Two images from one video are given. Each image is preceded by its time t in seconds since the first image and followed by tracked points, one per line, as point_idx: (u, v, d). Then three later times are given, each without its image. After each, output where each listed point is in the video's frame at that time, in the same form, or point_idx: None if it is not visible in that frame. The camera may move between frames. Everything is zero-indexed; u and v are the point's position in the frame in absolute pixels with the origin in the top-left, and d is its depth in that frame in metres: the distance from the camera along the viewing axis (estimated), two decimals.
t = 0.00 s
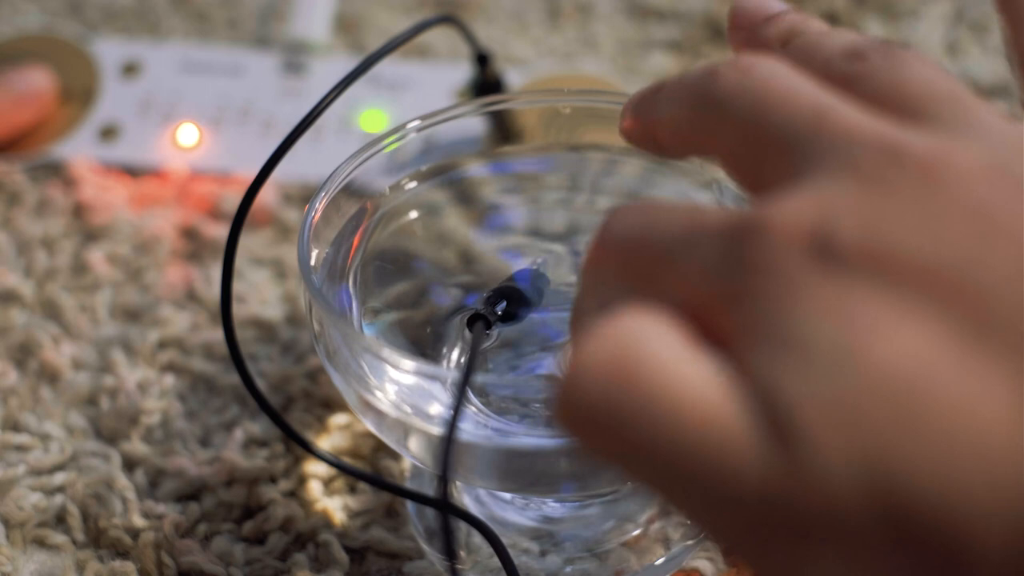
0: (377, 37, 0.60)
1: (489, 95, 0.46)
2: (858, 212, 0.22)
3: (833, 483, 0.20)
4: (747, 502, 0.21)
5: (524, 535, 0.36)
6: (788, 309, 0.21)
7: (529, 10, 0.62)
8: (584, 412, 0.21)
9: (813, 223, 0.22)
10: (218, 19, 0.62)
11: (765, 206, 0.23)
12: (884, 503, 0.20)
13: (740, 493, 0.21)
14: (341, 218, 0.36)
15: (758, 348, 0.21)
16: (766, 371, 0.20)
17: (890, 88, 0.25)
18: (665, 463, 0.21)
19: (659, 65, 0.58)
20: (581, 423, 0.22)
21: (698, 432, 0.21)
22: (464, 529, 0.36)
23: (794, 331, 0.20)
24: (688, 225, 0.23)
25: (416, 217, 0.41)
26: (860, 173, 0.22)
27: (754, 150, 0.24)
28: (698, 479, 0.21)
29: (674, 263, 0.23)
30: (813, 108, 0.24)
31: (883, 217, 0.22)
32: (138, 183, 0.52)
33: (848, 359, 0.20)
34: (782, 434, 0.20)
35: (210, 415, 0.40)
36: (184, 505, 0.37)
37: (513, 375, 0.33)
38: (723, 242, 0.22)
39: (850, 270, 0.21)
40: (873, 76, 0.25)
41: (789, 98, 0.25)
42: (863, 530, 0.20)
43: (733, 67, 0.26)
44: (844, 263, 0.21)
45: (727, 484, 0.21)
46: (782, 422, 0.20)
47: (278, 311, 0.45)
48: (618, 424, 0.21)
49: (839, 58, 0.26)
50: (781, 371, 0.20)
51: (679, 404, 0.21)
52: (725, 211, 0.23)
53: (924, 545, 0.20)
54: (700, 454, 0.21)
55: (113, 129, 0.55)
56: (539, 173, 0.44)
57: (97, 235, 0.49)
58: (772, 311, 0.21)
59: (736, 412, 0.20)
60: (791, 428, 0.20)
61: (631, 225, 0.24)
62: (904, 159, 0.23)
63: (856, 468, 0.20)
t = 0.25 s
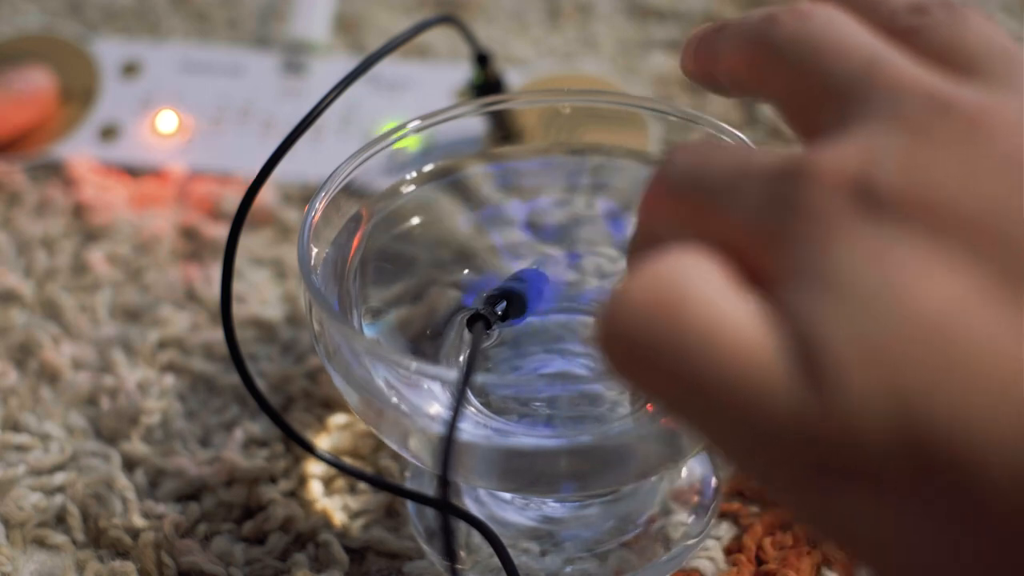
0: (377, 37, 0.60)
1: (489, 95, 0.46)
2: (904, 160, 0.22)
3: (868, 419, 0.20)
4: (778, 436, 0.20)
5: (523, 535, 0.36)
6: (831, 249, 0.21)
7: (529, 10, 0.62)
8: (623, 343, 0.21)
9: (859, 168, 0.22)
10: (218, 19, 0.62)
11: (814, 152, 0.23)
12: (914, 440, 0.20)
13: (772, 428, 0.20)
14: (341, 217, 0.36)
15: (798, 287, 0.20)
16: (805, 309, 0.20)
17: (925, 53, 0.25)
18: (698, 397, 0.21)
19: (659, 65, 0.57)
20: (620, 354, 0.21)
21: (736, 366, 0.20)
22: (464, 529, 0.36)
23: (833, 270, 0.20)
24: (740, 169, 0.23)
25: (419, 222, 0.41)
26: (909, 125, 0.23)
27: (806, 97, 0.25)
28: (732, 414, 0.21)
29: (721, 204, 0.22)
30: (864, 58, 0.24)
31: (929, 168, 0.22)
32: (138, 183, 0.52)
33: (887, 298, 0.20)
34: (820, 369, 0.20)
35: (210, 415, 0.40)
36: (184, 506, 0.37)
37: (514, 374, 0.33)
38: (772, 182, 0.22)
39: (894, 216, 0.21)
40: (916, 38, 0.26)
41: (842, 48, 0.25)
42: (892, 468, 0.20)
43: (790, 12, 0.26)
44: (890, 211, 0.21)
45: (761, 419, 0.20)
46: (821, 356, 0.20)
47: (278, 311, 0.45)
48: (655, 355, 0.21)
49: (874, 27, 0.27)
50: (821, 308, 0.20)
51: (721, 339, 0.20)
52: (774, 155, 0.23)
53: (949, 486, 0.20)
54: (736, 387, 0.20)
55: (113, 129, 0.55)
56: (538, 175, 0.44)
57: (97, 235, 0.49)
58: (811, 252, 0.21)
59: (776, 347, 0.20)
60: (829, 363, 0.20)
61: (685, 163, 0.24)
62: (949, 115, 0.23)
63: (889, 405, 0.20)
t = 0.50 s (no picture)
0: (377, 36, 0.60)
1: (489, 95, 0.46)
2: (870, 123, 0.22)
3: (823, 359, 0.20)
4: (737, 377, 0.20)
5: (523, 536, 0.36)
6: (795, 201, 0.21)
7: (528, 10, 0.62)
8: (592, 285, 0.21)
9: (829, 133, 0.22)
10: (218, 19, 0.62)
11: (789, 124, 0.23)
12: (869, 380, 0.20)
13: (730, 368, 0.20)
14: (341, 217, 0.36)
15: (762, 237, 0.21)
16: (768, 256, 0.20)
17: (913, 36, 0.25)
18: (661, 340, 0.21)
19: (659, 64, 0.57)
20: (588, 296, 0.22)
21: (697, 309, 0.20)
22: (464, 529, 0.36)
23: (795, 220, 0.21)
24: (717, 138, 0.24)
25: (419, 222, 0.40)
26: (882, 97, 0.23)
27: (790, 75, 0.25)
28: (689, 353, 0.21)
29: (696, 178, 0.23)
30: (848, 33, 0.24)
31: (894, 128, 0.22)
32: (138, 183, 0.52)
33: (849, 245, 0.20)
34: (778, 310, 0.20)
35: (210, 415, 0.40)
36: (184, 506, 0.37)
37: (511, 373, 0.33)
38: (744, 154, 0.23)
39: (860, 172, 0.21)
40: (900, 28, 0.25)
41: (834, 24, 0.25)
42: (848, 407, 0.20)
43: None
44: (855, 172, 0.21)
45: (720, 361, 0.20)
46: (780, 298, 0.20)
47: (278, 311, 0.45)
48: (619, 298, 0.21)
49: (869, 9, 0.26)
50: (782, 255, 0.20)
51: (681, 278, 0.20)
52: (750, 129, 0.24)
53: (903, 426, 0.20)
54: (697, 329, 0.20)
55: (113, 128, 0.55)
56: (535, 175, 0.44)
57: (97, 235, 0.49)
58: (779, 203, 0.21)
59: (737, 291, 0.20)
60: (787, 305, 0.20)
61: (663, 144, 0.25)
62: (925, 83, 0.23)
63: (846, 345, 0.20)
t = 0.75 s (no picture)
0: (377, 36, 0.60)
1: (489, 95, 0.46)
2: (844, 117, 0.22)
3: (795, 336, 0.19)
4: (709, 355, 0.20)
5: (523, 535, 0.36)
6: (765, 189, 0.21)
7: (529, 10, 0.62)
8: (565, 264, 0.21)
9: (799, 127, 0.22)
10: (218, 19, 0.62)
11: (756, 119, 0.23)
12: (845, 357, 0.19)
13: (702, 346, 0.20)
14: (341, 217, 0.36)
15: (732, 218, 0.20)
16: (739, 234, 0.20)
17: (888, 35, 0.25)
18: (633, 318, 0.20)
19: (659, 64, 0.57)
20: (563, 275, 0.21)
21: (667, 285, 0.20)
22: (464, 529, 0.36)
23: (763, 199, 0.20)
24: (682, 137, 0.23)
25: (419, 221, 0.40)
26: (854, 88, 0.22)
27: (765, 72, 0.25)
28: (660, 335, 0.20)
29: (664, 171, 0.22)
30: (822, 29, 0.24)
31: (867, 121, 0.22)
32: (138, 183, 0.52)
33: (819, 221, 0.20)
34: (749, 285, 0.19)
35: (210, 415, 0.40)
36: (184, 506, 0.37)
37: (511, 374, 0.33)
38: (711, 148, 0.22)
39: (832, 161, 0.21)
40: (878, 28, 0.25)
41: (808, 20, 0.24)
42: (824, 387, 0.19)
43: None
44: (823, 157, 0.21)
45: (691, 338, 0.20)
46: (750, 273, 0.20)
47: (279, 310, 0.45)
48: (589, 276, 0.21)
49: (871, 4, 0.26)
50: (753, 232, 0.20)
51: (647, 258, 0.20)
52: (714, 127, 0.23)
53: (880, 404, 0.19)
54: (667, 305, 0.20)
55: (113, 128, 0.55)
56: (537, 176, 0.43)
57: (97, 235, 0.49)
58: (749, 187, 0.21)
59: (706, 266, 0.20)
60: (757, 280, 0.19)
61: (630, 141, 0.24)
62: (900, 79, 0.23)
63: (818, 321, 0.19)
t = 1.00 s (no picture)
0: (377, 36, 0.60)
1: (490, 95, 0.46)
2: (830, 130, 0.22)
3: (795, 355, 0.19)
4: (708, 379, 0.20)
5: (523, 535, 0.36)
6: (757, 207, 0.21)
7: (529, 10, 0.62)
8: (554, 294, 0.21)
9: (785, 141, 0.22)
10: (218, 19, 0.62)
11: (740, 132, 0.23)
12: (846, 377, 0.19)
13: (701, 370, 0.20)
14: (341, 217, 0.36)
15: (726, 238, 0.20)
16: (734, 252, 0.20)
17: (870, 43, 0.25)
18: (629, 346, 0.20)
19: (660, 64, 0.57)
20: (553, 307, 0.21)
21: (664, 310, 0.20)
22: (464, 529, 0.36)
23: (755, 217, 0.20)
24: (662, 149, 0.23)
25: (419, 220, 0.41)
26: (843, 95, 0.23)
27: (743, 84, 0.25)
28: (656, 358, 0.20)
29: (649, 185, 0.22)
30: (805, 38, 0.24)
31: (854, 133, 0.22)
32: (138, 183, 0.52)
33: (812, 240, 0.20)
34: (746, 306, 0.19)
35: (210, 415, 0.40)
36: (184, 506, 0.37)
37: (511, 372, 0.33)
38: (698, 162, 0.22)
39: (822, 176, 0.21)
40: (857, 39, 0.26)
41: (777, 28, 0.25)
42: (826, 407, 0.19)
43: None
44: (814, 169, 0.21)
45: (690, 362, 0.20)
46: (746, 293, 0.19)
47: (279, 310, 0.45)
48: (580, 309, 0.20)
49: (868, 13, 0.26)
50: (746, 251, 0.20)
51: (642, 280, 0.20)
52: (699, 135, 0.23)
53: (881, 423, 0.19)
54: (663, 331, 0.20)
55: (113, 128, 0.55)
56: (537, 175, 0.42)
57: (97, 235, 0.49)
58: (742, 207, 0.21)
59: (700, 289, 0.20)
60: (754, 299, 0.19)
61: (604, 151, 0.24)
62: (882, 89, 0.23)
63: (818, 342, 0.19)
